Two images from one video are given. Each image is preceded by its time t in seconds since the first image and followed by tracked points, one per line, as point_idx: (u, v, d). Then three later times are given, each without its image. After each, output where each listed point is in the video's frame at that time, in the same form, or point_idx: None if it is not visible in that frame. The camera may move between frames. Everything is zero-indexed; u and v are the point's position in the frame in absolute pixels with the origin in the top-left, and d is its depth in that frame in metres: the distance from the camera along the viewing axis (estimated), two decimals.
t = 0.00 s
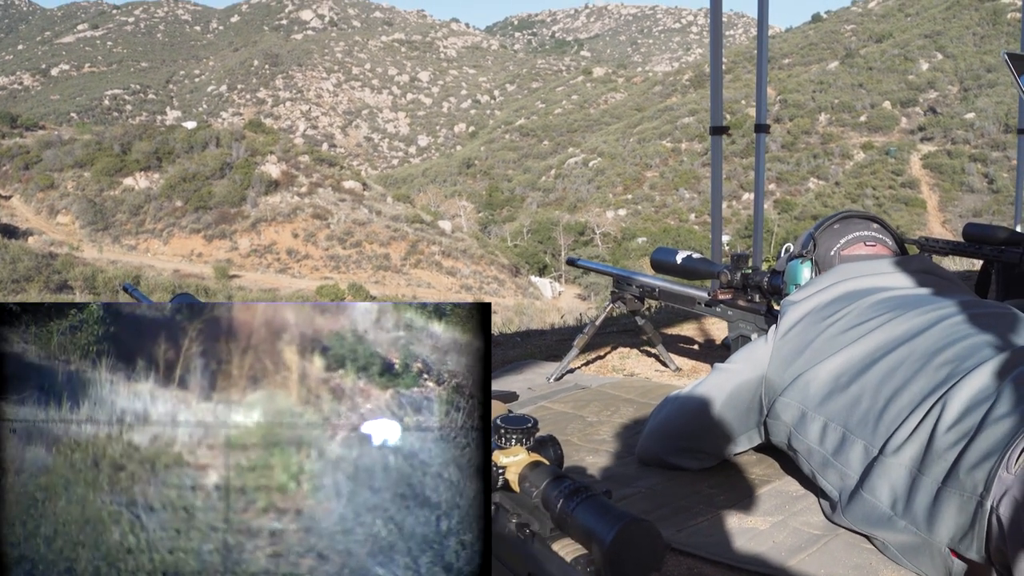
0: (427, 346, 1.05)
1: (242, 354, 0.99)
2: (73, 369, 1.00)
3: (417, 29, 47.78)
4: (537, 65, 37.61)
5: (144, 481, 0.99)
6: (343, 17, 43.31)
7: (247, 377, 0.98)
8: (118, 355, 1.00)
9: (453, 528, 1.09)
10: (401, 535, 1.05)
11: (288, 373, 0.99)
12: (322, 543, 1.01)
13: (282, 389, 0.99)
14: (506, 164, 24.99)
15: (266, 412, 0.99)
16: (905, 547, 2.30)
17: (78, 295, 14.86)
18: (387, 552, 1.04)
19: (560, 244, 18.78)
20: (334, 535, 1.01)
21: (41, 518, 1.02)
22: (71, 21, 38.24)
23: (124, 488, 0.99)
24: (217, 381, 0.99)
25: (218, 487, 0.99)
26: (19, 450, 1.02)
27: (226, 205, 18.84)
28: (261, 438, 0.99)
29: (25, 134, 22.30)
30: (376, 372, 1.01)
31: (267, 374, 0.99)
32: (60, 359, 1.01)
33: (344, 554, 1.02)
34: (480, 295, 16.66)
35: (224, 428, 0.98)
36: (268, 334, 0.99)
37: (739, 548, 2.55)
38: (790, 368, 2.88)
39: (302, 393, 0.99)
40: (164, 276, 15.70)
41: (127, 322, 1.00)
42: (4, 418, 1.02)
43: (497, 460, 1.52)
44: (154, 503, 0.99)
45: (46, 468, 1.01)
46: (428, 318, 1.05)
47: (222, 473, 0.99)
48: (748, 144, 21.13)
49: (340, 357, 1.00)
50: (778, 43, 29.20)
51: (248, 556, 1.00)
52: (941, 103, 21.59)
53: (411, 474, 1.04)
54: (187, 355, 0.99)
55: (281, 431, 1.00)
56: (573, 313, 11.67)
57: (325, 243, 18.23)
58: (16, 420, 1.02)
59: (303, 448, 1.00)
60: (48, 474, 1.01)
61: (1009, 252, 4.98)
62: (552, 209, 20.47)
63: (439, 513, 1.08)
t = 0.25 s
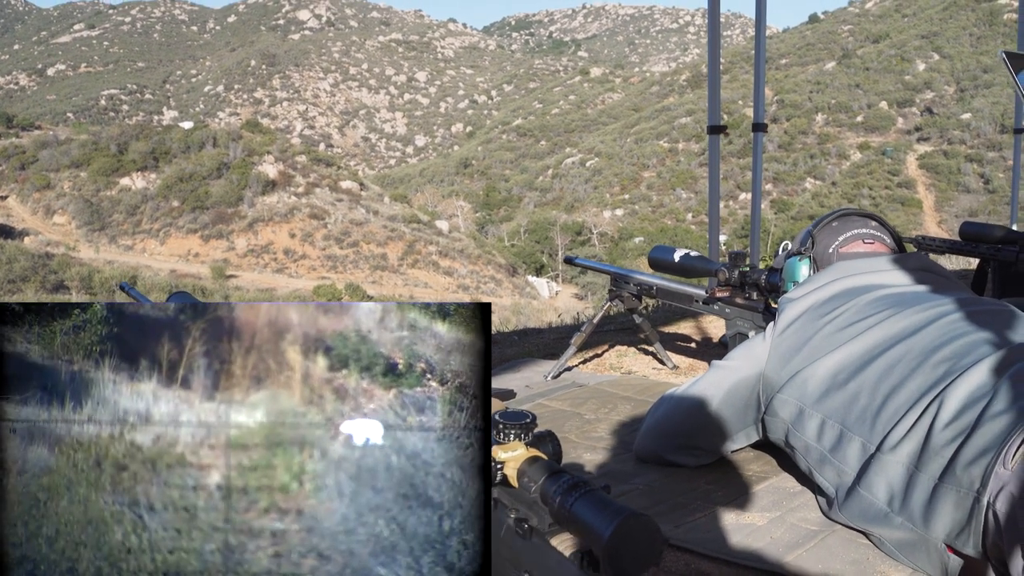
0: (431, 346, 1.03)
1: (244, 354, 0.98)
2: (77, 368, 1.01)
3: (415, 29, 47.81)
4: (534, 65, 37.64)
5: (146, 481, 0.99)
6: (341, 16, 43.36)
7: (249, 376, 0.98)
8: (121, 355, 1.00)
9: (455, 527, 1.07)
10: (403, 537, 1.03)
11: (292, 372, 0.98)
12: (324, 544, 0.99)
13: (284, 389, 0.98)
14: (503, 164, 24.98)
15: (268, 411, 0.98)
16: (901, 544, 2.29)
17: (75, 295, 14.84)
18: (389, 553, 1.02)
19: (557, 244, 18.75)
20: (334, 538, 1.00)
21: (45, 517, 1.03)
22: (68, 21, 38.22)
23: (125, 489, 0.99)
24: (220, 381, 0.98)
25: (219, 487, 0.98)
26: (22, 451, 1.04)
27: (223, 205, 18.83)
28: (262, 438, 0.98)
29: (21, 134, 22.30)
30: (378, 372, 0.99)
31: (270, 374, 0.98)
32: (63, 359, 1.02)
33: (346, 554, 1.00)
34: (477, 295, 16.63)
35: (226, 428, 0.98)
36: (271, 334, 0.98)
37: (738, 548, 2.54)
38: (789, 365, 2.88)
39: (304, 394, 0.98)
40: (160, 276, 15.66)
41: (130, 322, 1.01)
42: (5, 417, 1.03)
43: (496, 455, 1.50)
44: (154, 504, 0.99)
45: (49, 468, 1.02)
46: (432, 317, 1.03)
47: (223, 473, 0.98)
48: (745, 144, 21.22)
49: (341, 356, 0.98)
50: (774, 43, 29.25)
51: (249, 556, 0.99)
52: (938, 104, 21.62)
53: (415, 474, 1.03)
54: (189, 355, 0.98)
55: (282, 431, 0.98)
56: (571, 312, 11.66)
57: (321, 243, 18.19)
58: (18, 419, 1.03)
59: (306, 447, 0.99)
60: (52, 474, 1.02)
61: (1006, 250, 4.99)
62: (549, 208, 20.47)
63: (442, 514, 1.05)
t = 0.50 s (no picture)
0: (430, 346, 1.03)
1: (244, 354, 1.00)
2: (77, 368, 1.02)
3: (408, 20, 47.69)
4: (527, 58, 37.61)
5: (147, 481, 1.01)
6: (333, 8, 43.22)
7: (249, 377, 0.99)
8: (121, 354, 1.01)
9: (455, 527, 1.07)
10: (401, 535, 1.04)
11: (292, 372, 0.99)
12: (324, 544, 1.01)
13: (284, 390, 0.99)
14: (497, 157, 24.94)
15: (269, 412, 1.00)
16: (894, 537, 2.30)
17: (68, 288, 14.79)
18: (387, 552, 1.03)
19: (550, 238, 18.73)
20: (331, 539, 1.01)
21: (46, 516, 1.05)
22: (60, 12, 38.02)
23: (126, 488, 1.02)
24: (221, 381, 1.00)
25: (220, 486, 1.00)
26: (22, 451, 1.05)
27: (216, 198, 18.78)
28: (261, 439, 1.00)
29: (12, 125, 22.18)
30: (376, 373, 1.00)
31: (270, 374, 0.99)
32: (63, 359, 1.03)
33: (344, 554, 1.02)
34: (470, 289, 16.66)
35: (227, 428, 1.00)
36: (271, 334, 0.99)
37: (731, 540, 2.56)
38: (782, 357, 2.89)
39: (304, 395, 1.00)
40: (153, 269, 15.63)
41: (131, 323, 1.02)
42: (5, 416, 1.04)
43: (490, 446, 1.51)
44: (157, 502, 1.01)
45: (50, 467, 1.04)
46: (431, 318, 1.03)
47: (224, 473, 1.00)
48: (738, 138, 21.21)
49: (340, 358, 1.00)
50: (767, 36, 29.25)
51: (250, 556, 1.01)
52: (931, 97, 21.55)
53: (414, 474, 1.03)
54: (190, 356, 1.00)
55: (282, 430, 1.00)
56: (563, 305, 11.66)
57: (314, 236, 18.17)
58: (17, 419, 1.04)
59: (306, 447, 1.00)
60: (52, 474, 1.04)
61: (1000, 243, 5.00)
62: (542, 202, 20.45)
63: (440, 514, 1.06)
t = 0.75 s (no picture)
0: (430, 347, 1.03)
1: (245, 354, 0.99)
2: (77, 368, 1.01)
3: (407, 24, 47.75)
4: (527, 62, 37.67)
5: (146, 480, 1.00)
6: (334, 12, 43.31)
7: (249, 376, 0.99)
8: (121, 354, 1.00)
9: (456, 527, 1.06)
10: (401, 536, 1.02)
11: (291, 373, 0.99)
12: (323, 545, 0.99)
13: (284, 389, 0.99)
14: (496, 160, 24.95)
15: (268, 410, 0.99)
16: (891, 542, 2.31)
17: (67, 290, 14.80)
18: (387, 552, 1.01)
19: (549, 241, 18.79)
20: (331, 540, 0.99)
21: (46, 516, 1.04)
22: (60, 15, 38.06)
23: (126, 487, 1.00)
24: (221, 381, 0.99)
25: (220, 487, 0.99)
26: (22, 450, 1.03)
27: (215, 200, 18.80)
28: (260, 438, 0.99)
29: (12, 128, 22.20)
30: (375, 371, 0.99)
31: (271, 375, 0.99)
32: (64, 360, 1.02)
33: (345, 554, 1.00)
34: (469, 292, 16.68)
35: (226, 428, 0.99)
36: (271, 334, 0.99)
37: (729, 545, 2.55)
38: (779, 363, 2.89)
39: (305, 394, 0.99)
40: (153, 271, 15.63)
41: (129, 322, 1.01)
42: (5, 418, 1.03)
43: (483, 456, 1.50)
44: (156, 502, 1.00)
45: (50, 468, 1.03)
46: (430, 318, 1.03)
47: (224, 473, 0.99)
48: (737, 141, 21.23)
49: (338, 358, 0.99)
50: (766, 40, 29.29)
51: (250, 556, 1.00)
52: (930, 101, 21.57)
53: (413, 475, 1.02)
54: (190, 355, 0.99)
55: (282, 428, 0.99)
56: (563, 311, 11.66)
57: (314, 239, 18.18)
58: (17, 419, 1.03)
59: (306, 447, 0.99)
60: (52, 473, 1.03)
61: (997, 249, 5.01)
62: (542, 205, 20.47)
63: (441, 514, 1.05)
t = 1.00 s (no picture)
0: (431, 346, 1.03)
1: (245, 354, 0.98)
2: (77, 368, 1.00)
3: (405, 25, 47.78)
4: (525, 62, 37.69)
5: (147, 481, 0.99)
6: (331, 13, 43.31)
7: (250, 376, 0.98)
8: (122, 354, 0.99)
9: (456, 528, 1.07)
10: (400, 535, 1.02)
11: (293, 373, 0.98)
12: (324, 545, 0.99)
13: (285, 389, 0.98)
14: (494, 161, 24.94)
15: (269, 410, 0.98)
16: (890, 540, 2.30)
17: (65, 291, 14.79)
18: (387, 552, 1.02)
19: (548, 241, 18.81)
20: (332, 540, 1.00)
21: (45, 517, 1.03)
22: (56, 16, 38.05)
23: (127, 488, 1.00)
24: (221, 381, 0.98)
25: (221, 487, 0.99)
26: (21, 450, 1.02)
27: (213, 202, 18.78)
28: (260, 438, 0.98)
29: (10, 129, 22.19)
30: (376, 373, 1.00)
31: (272, 375, 0.98)
32: (64, 359, 1.01)
33: (346, 553, 1.00)
34: (467, 292, 16.66)
35: (226, 427, 0.98)
36: (272, 334, 0.98)
37: (728, 544, 2.55)
38: (778, 361, 2.89)
39: (305, 394, 0.99)
40: (151, 273, 15.61)
41: (128, 323, 1.00)
42: (4, 416, 1.02)
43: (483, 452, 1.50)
44: (157, 503, 1.00)
45: (50, 468, 1.02)
46: (431, 318, 1.03)
47: (224, 473, 0.99)
48: (736, 141, 21.23)
49: (340, 359, 0.99)
50: (764, 40, 29.28)
51: (250, 556, 1.00)
52: (928, 101, 21.61)
53: (413, 475, 1.03)
54: (191, 355, 0.98)
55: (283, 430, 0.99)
56: (560, 310, 11.64)
57: (312, 240, 18.16)
58: (15, 419, 1.02)
59: (307, 447, 0.99)
60: (53, 474, 1.02)
61: (995, 247, 5.00)
62: (540, 205, 20.46)
63: (441, 514, 1.06)
